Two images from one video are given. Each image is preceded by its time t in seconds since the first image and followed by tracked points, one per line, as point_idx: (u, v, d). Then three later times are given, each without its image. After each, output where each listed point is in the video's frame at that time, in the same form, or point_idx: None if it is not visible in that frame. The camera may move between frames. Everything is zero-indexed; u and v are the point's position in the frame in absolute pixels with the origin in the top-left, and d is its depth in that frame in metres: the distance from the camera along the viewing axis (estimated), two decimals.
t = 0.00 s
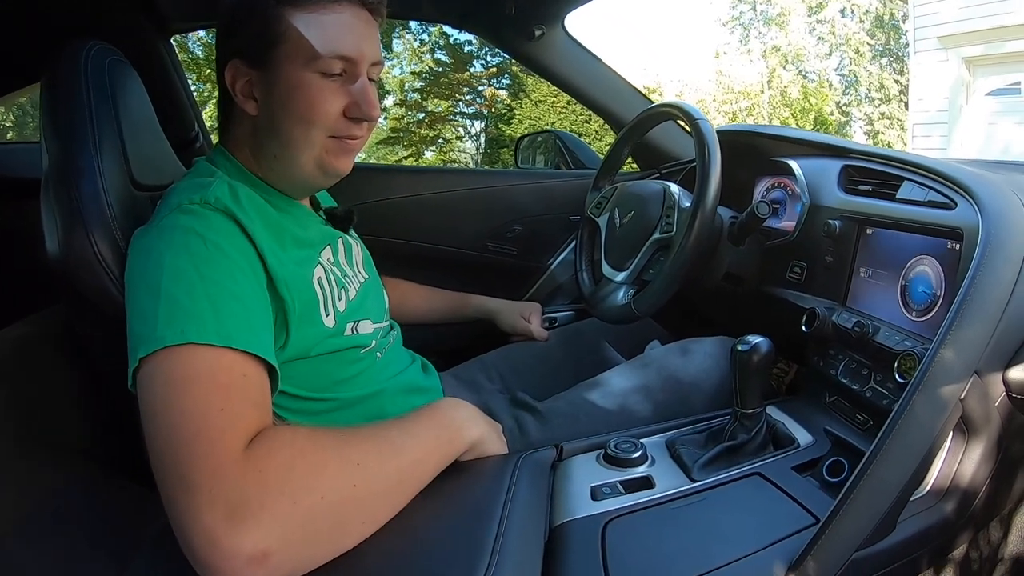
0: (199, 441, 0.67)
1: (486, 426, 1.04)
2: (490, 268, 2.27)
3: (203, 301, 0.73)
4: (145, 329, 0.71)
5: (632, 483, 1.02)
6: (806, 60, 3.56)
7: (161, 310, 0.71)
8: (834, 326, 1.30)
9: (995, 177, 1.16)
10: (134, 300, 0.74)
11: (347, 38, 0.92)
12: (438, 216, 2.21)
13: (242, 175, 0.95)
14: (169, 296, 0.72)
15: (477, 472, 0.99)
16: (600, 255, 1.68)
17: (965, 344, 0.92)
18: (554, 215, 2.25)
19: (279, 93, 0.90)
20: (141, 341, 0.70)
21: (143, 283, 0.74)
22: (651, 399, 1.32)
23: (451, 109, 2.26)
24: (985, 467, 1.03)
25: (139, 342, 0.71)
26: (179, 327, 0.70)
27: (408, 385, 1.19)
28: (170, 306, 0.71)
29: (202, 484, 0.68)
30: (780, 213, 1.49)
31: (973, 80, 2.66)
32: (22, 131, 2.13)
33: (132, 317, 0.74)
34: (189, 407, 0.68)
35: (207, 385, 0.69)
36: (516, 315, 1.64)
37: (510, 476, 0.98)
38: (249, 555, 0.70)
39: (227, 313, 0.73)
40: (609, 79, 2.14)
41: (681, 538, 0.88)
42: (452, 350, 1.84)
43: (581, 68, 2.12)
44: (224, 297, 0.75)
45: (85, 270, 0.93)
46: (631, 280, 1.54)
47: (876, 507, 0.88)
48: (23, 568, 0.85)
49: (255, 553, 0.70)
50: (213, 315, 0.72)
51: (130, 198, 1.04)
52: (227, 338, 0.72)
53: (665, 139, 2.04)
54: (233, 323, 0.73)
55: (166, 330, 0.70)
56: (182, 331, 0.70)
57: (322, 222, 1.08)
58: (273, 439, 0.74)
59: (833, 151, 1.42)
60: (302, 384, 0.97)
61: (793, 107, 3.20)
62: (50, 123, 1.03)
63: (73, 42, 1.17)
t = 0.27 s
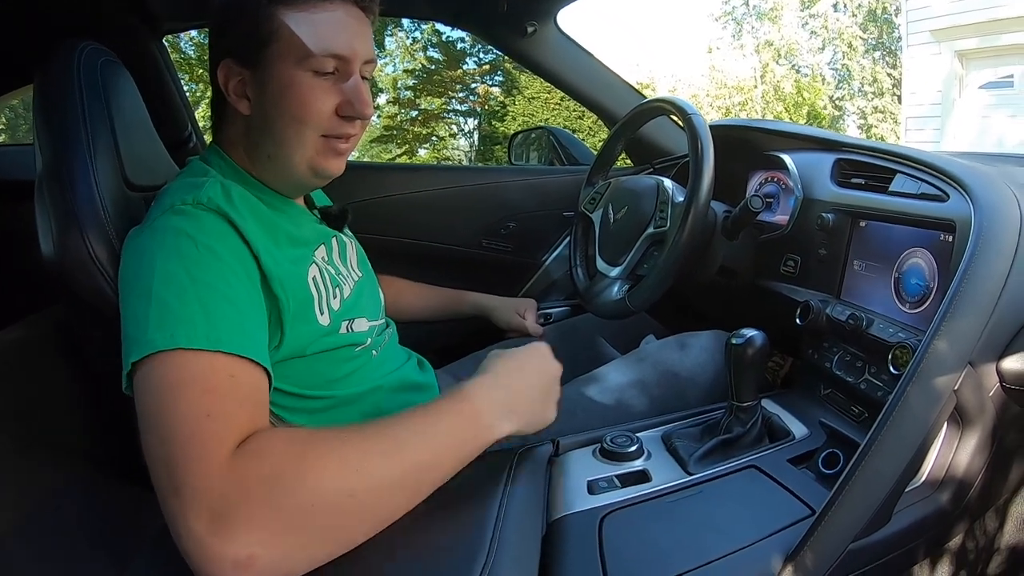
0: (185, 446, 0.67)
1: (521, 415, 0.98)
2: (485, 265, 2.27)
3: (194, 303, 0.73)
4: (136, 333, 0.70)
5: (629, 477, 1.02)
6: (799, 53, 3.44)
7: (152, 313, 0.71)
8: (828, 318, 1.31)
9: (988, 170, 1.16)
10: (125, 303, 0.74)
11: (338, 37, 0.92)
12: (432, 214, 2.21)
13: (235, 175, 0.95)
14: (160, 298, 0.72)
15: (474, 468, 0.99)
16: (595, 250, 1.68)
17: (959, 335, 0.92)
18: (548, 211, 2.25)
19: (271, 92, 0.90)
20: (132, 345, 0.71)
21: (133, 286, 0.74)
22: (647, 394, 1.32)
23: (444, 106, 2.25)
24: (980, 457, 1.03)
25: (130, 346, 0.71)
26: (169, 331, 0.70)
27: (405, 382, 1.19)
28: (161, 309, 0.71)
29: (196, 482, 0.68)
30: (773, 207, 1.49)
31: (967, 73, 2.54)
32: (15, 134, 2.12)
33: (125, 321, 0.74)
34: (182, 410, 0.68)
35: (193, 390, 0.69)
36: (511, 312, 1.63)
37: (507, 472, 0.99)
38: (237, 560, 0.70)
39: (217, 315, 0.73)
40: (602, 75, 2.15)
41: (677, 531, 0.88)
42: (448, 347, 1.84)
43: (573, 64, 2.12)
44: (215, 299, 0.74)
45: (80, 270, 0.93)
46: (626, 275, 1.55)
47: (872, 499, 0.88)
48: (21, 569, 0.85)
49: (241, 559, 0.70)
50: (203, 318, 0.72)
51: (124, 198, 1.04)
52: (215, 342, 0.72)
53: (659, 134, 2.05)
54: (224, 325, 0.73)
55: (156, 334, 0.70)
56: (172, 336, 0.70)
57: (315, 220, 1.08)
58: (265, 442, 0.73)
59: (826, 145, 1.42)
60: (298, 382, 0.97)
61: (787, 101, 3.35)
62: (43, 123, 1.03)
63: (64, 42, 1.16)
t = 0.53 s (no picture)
0: (193, 450, 0.65)
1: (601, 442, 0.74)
2: (483, 264, 2.27)
3: (192, 304, 0.72)
4: (134, 335, 0.70)
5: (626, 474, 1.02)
6: (794, 51, 3.50)
7: (153, 318, 0.70)
8: (824, 314, 1.31)
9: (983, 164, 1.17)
10: (125, 308, 0.74)
11: (322, 34, 0.91)
12: (429, 213, 2.21)
13: (229, 175, 0.95)
14: (160, 302, 0.71)
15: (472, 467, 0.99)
16: (591, 248, 1.68)
17: (955, 329, 0.93)
18: (544, 210, 2.24)
19: (255, 92, 0.90)
20: (137, 351, 0.70)
21: (132, 289, 0.74)
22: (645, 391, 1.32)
23: (440, 105, 2.26)
24: (977, 451, 1.04)
25: (135, 353, 0.70)
26: (173, 335, 0.69)
27: (403, 381, 1.19)
28: (161, 313, 0.71)
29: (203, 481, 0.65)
30: (770, 202, 1.49)
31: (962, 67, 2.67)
32: (9, 136, 2.13)
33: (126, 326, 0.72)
34: (185, 415, 0.66)
35: (196, 396, 0.67)
36: (508, 310, 1.64)
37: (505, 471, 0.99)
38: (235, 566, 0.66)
39: (218, 314, 0.72)
40: (597, 72, 2.15)
41: (675, 530, 0.88)
42: (446, 346, 1.84)
43: (569, 62, 2.12)
44: (213, 297, 0.73)
45: (78, 273, 0.92)
46: (623, 272, 1.55)
47: (870, 493, 0.88)
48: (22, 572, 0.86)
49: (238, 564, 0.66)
50: (205, 319, 0.71)
51: (120, 200, 1.03)
52: (220, 340, 0.70)
53: (654, 131, 2.05)
54: (226, 323, 0.72)
55: (159, 339, 0.69)
56: (175, 340, 0.69)
57: (310, 220, 1.08)
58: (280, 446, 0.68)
59: (821, 141, 1.43)
60: (296, 382, 0.96)
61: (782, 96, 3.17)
62: (39, 127, 1.03)
63: (59, 45, 1.16)
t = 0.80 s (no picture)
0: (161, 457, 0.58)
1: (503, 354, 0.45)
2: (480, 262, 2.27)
3: (183, 307, 0.68)
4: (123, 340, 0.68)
5: (625, 471, 1.03)
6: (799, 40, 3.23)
7: (145, 324, 0.66)
8: (821, 309, 1.31)
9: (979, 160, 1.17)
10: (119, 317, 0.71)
11: (327, 40, 0.90)
12: (425, 212, 2.21)
13: (225, 176, 0.95)
14: (152, 307, 0.68)
15: (470, 466, 0.99)
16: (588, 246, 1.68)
17: (951, 323, 0.93)
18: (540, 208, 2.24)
19: (259, 96, 0.89)
20: (128, 358, 0.65)
21: (125, 293, 0.72)
22: (643, 389, 1.32)
23: (435, 105, 2.28)
24: (975, 445, 1.04)
25: (126, 360, 0.66)
26: (163, 341, 0.65)
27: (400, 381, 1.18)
28: (152, 319, 0.67)
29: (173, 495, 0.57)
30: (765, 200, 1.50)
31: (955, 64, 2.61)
32: (5, 140, 2.13)
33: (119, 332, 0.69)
34: (159, 425, 0.60)
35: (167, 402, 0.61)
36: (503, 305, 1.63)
37: (503, 469, 0.99)
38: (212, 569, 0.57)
39: (208, 316, 0.68)
40: (592, 71, 2.13)
41: (673, 528, 0.88)
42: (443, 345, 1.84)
43: (564, 61, 2.12)
44: (206, 301, 0.71)
45: (75, 276, 0.92)
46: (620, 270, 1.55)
47: (867, 488, 0.88)
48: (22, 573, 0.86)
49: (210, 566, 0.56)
50: (195, 322, 0.67)
51: (117, 203, 1.03)
52: (208, 344, 0.66)
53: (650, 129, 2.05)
54: (217, 326, 0.68)
55: (150, 346, 0.65)
56: (167, 346, 0.64)
57: (307, 222, 1.08)
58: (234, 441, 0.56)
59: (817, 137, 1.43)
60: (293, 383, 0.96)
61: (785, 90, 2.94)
62: (35, 130, 1.02)
63: (55, 48, 1.16)
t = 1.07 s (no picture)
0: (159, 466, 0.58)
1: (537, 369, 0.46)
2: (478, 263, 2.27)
3: (184, 314, 0.68)
4: (122, 347, 0.67)
5: (625, 471, 1.03)
6: (786, 47, 3.60)
7: (146, 332, 0.66)
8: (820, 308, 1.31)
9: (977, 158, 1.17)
10: (118, 324, 0.70)
11: (326, 44, 0.90)
12: (425, 213, 2.21)
13: (227, 180, 0.95)
14: (153, 313, 0.68)
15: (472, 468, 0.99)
16: (586, 246, 1.68)
17: (951, 322, 0.93)
18: (538, 208, 2.25)
19: (259, 101, 0.89)
20: (128, 365, 0.65)
21: (125, 300, 0.71)
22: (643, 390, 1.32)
23: (433, 106, 2.25)
24: (974, 442, 1.04)
25: (127, 367, 0.66)
26: (165, 348, 0.65)
27: (399, 384, 1.18)
28: (153, 326, 0.67)
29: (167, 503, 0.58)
30: (764, 199, 1.49)
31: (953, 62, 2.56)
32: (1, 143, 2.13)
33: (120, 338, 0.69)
34: (158, 432, 0.60)
35: (167, 411, 0.61)
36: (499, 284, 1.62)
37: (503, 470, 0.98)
38: None
39: (209, 324, 0.68)
40: (588, 70, 2.14)
41: (673, 527, 0.88)
42: (441, 348, 1.84)
43: (562, 61, 2.12)
44: (207, 309, 0.70)
45: (75, 279, 0.92)
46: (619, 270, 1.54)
47: (867, 487, 0.89)
48: None
49: None
50: (196, 330, 0.67)
51: (115, 207, 1.03)
52: (209, 350, 0.66)
53: (647, 129, 2.05)
54: (218, 336, 0.68)
55: (152, 353, 0.64)
56: (168, 353, 0.64)
57: (308, 226, 1.08)
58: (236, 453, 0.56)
59: (814, 137, 1.43)
60: (292, 387, 0.96)
61: (776, 93, 3.18)
62: (33, 133, 1.02)
63: (52, 51, 1.16)
